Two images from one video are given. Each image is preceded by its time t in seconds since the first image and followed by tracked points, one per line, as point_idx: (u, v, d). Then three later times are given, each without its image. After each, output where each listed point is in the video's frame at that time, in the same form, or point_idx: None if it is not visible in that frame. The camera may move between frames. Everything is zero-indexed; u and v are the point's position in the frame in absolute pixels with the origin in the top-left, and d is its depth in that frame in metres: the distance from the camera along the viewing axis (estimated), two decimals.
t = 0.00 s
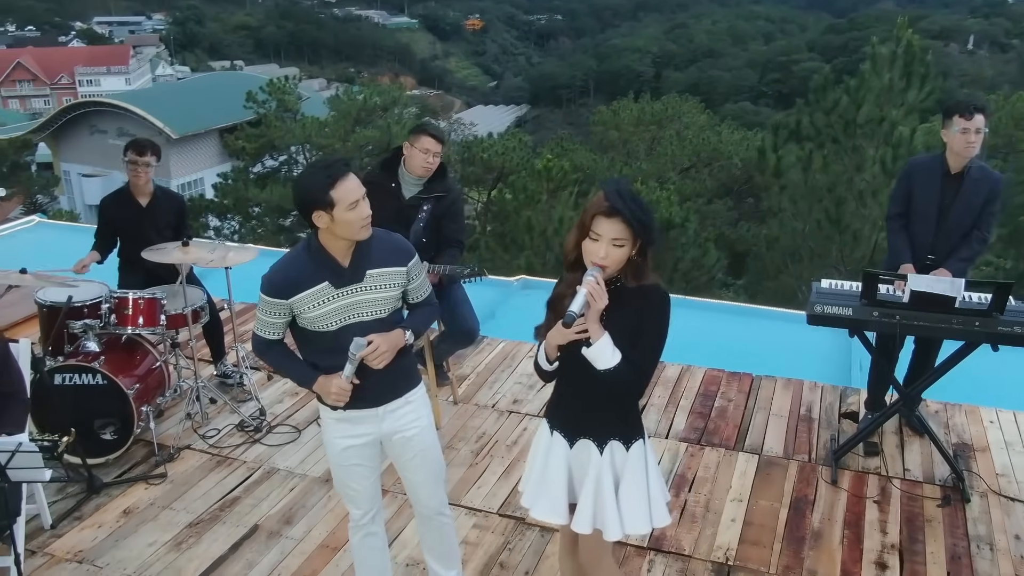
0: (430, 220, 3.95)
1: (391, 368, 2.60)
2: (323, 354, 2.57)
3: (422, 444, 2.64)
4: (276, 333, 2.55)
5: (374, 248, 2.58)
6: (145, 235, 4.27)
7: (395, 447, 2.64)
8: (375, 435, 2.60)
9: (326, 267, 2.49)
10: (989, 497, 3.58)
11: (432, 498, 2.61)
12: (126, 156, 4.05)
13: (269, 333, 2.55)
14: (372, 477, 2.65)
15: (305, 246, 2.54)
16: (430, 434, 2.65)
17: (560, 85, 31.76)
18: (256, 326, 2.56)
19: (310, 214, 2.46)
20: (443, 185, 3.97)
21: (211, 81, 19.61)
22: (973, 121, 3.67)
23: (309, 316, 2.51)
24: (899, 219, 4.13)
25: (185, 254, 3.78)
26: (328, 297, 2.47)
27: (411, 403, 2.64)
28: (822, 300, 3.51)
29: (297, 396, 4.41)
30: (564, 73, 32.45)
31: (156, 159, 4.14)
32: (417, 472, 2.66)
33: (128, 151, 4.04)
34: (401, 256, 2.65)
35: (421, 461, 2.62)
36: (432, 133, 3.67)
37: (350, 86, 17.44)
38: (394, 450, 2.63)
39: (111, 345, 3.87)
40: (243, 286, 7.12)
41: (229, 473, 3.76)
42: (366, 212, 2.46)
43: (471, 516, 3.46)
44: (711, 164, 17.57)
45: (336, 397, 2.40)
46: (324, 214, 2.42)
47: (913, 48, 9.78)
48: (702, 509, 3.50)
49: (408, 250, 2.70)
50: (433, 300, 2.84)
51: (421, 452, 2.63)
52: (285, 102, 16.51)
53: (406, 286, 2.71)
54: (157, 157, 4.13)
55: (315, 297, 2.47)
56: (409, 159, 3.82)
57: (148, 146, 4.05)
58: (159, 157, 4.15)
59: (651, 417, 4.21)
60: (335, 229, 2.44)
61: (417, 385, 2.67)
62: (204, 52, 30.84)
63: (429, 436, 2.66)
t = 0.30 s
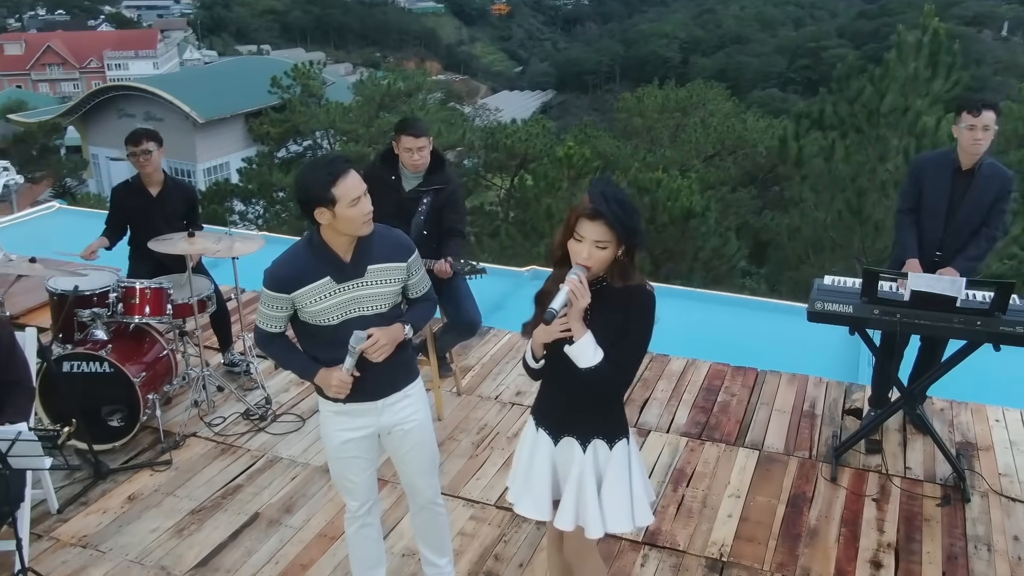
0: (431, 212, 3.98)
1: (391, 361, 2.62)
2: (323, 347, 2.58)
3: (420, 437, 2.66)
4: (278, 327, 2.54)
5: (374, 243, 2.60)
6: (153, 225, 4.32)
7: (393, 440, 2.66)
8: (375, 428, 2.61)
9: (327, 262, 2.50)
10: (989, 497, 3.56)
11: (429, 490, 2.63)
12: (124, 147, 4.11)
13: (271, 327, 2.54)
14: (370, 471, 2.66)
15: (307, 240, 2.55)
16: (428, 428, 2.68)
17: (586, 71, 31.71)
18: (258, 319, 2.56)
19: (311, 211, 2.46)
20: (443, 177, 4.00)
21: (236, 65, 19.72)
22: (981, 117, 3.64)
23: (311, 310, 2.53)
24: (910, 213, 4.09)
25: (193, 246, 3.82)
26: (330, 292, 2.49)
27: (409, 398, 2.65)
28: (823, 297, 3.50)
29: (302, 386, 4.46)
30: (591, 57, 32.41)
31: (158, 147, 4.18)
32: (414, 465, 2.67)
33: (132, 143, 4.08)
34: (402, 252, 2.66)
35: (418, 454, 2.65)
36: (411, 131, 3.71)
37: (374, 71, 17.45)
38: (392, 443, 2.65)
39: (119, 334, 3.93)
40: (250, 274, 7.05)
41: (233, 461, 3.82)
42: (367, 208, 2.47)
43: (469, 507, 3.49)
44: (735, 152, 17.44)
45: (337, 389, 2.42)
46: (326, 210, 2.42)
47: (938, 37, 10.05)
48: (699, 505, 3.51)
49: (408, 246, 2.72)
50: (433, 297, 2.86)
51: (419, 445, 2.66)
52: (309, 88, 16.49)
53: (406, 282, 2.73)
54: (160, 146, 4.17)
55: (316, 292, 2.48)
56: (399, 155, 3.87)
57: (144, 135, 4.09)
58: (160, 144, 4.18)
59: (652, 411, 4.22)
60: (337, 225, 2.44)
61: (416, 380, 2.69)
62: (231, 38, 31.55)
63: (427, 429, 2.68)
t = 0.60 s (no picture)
0: (427, 201, 4.10)
1: (397, 354, 2.65)
2: (330, 337, 2.63)
3: (421, 430, 2.70)
4: (287, 315, 2.59)
5: (385, 237, 2.64)
6: (165, 212, 4.39)
7: (395, 433, 2.70)
8: (378, 421, 2.65)
9: (338, 253, 2.54)
10: (988, 496, 3.54)
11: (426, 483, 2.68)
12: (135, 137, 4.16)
13: (282, 315, 2.58)
14: (370, 462, 2.70)
15: (319, 232, 2.59)
16: (429, 422, 2.72)
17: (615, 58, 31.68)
18: (269, 307, 2.60)
19: (326, 204, 2.50)
20: (438, 165, 4.11)
21: (262, 49, 19.74)
22: (988, 113, 3.48)
23: (320, 300, 2.57)
24: (918, 212, 3.90)
25: (199, 235, 3.88)
26: (340, 282, 2.54)
27: (412, 392, 2.69)
28: (823, 293, 3.48)
29: (308, 373, 4.52)
30: (617, 43, 32.36)
31: (167, 136, 4.23)
32: (414, 459, 2.71)
33: (140, 132, 4.13)
34: (411, 247, 2.71)
35: (419, 448, 2.70)
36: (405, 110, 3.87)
37: (400, 56, 17.41)
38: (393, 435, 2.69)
39: (127, 323, 3.99)
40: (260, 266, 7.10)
41: (237, 448, 3.88)
42: (379, 202, 2.51)
43: (467, 498, 3.53)
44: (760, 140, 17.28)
45: (343, 377, 2.46)
46: (339, 203, 2.47)
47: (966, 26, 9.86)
48: (695, 499, 3.53)
49: (417, 241, 2.76)
50: (440, 293, 2.91)
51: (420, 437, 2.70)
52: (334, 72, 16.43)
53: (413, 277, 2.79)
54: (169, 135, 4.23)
55: (328, 282, 2.53)
56: (395, 140, 4.01)
57: (153, 124, 4.14)
58: (169, 133, 4.24)
59: (654, 404, 4.23)
60: (349, 218, 2.49)
61: (420, 374, 2.73)
62: (259, 22, 32.06)
63: (428, 423, 2.72)
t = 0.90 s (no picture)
0: (429, 193, 4.16)
1: (400, 346, 2.68)
2: (336, 325, 2.67)
3: (420, 423, 2.73)
4: (295, 301, 2.64)
5: (395, 230, 2.67)
6: (174, 202, 4.44)
7: (395, 425, 2.73)
8: (378, 412, 2.68)
9: (346, 243, 2.58)
10: (987, 494, 3.52)
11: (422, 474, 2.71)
12: (146, 125, 4.21)
13: (289, 300, 2.63)
14: (369, 452, 2.73)
15: (331, 221, 2.63)
16: (429, 415, 2.75)
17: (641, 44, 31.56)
18: (278, 292, 2.65)
19: (338, 194, 2.54)
20: (440, 158, 4.17)
21: (287, 35, 19.65)
22: (990, 109, 3.43)
23: (327, 288, 2.61)
24: (926, 207, 3.85)
25: (205, 225, 3.94)
26: (348, 272, 2.58)
27: (414, 385, 2.72)
28: (822, 289, 3.47)
29: (314, 362, 4.58)
30: (644, 30, 32.22)
31: (177, 125, 4.28)
32: (412, 451, 2.74)
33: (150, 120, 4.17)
34: (419, 241, 2.73)
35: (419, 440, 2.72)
36: (404, 109, 3.88)
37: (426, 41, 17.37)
38: (393, 427, 2.72)
39: (135, 310, 4.06)
40: (269, 254, 7.12)
41: (241, 435, 3.94)
42: (391, 196, 2.53)
43: (465, 488, 3.56)
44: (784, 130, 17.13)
45: (346, 365, 2.51)
46: (351, 194, 2.49)
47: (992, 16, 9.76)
48: (691, 493, 3.54)
49: (427, 237, 2.78)
50: (446, 289, 2.91)
51: (419, 430, 2.73)
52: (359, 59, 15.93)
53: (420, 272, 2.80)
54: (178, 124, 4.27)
55: (337, 271, 2.57)
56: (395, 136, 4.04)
57: (164, 113, 4.19)
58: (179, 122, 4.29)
59: (655, 397, 4.25)
60: (360, 209, 2.52)
61: (422, 367, 2.76)
62: (286, 6, 32.44)
63: (428, 416, 2.75)
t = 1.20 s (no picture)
0: (435, 190, 4.19)
1: (403, 344, 2.72)
2: (340, 320, 2.72)
3: (419, 420, 2.77)
4: (301, 294, 2.68)
5: (402, 229, 2.71)
6: (183, 196, 4.50)
7: (394, 421, 2.77)
8: (378, 408, 2.72)
9: (352, 240, 2.62)
10: (987, 497, 3.51)
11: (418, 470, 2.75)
12: (158, 119, 4.28)
13: (296, 293, 2.68)
14: (369, 447, 2.77)
15: (340, 218, 2.67)
16: (428, 412, 2.79)
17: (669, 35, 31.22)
18: (285, 286, 2.70)
19: (347, 192, 2.58)
20: (447, 155, 4.20)
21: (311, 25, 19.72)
22: (989, 110, 3.41)
23: (332, 284, 2.66)
24: (931, 208, 3.83)
25: (212, 219, 3.99)
26: (352, 269, 2.62)
27: (414, 383, 2.75)
28: (822, 289, 3.47)
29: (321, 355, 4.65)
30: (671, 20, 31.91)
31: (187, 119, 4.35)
32: (410, 447, 2.78)
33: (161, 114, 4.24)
34: (426, 243, 2.75)
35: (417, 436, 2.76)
36: (419, 113, 3.84)
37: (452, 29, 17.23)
38: (393, 423, 2.76)
39: (145, 302, 4.11)
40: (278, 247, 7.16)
41: (247, 425, 4.01)
42: (398, 197, 2.56)
43: (463, 482, 3.60)
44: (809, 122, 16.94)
45: (347, 360, 2.55)
46: (360, 192, 2.54)
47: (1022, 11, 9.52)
48: (688, 491, 3.56)
49: (435, 238, 2.81)
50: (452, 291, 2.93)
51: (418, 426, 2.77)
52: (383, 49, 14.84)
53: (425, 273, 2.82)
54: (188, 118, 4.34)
55: (342, 267, 2.62)
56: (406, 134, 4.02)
57: (176, 107, 4.26)
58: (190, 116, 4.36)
59: (658, 394, 4.26)
60: (367, 207, 2.56)
61: (423, 365, 2.79)
62: None
63: (427, 413, 2.79)
